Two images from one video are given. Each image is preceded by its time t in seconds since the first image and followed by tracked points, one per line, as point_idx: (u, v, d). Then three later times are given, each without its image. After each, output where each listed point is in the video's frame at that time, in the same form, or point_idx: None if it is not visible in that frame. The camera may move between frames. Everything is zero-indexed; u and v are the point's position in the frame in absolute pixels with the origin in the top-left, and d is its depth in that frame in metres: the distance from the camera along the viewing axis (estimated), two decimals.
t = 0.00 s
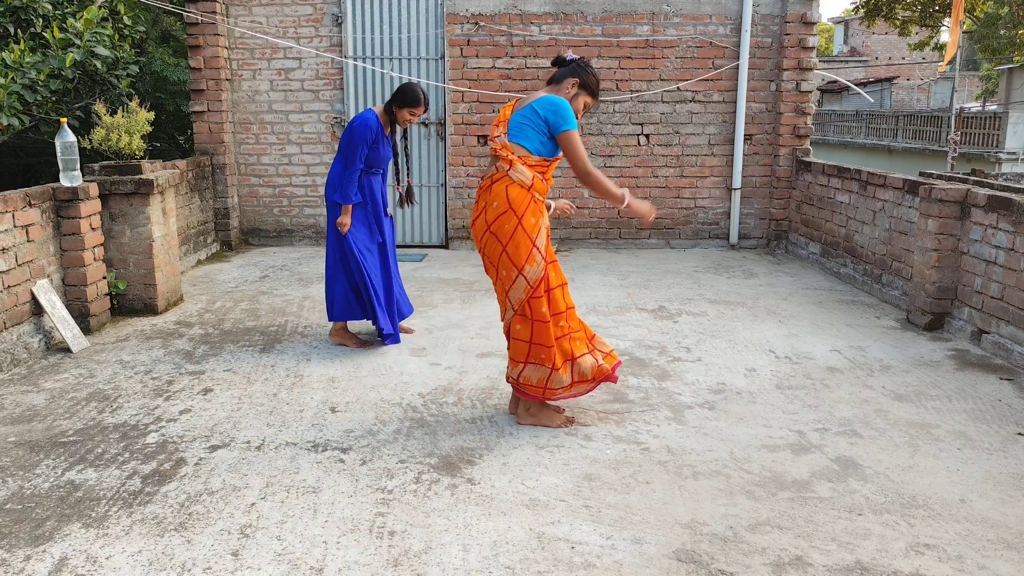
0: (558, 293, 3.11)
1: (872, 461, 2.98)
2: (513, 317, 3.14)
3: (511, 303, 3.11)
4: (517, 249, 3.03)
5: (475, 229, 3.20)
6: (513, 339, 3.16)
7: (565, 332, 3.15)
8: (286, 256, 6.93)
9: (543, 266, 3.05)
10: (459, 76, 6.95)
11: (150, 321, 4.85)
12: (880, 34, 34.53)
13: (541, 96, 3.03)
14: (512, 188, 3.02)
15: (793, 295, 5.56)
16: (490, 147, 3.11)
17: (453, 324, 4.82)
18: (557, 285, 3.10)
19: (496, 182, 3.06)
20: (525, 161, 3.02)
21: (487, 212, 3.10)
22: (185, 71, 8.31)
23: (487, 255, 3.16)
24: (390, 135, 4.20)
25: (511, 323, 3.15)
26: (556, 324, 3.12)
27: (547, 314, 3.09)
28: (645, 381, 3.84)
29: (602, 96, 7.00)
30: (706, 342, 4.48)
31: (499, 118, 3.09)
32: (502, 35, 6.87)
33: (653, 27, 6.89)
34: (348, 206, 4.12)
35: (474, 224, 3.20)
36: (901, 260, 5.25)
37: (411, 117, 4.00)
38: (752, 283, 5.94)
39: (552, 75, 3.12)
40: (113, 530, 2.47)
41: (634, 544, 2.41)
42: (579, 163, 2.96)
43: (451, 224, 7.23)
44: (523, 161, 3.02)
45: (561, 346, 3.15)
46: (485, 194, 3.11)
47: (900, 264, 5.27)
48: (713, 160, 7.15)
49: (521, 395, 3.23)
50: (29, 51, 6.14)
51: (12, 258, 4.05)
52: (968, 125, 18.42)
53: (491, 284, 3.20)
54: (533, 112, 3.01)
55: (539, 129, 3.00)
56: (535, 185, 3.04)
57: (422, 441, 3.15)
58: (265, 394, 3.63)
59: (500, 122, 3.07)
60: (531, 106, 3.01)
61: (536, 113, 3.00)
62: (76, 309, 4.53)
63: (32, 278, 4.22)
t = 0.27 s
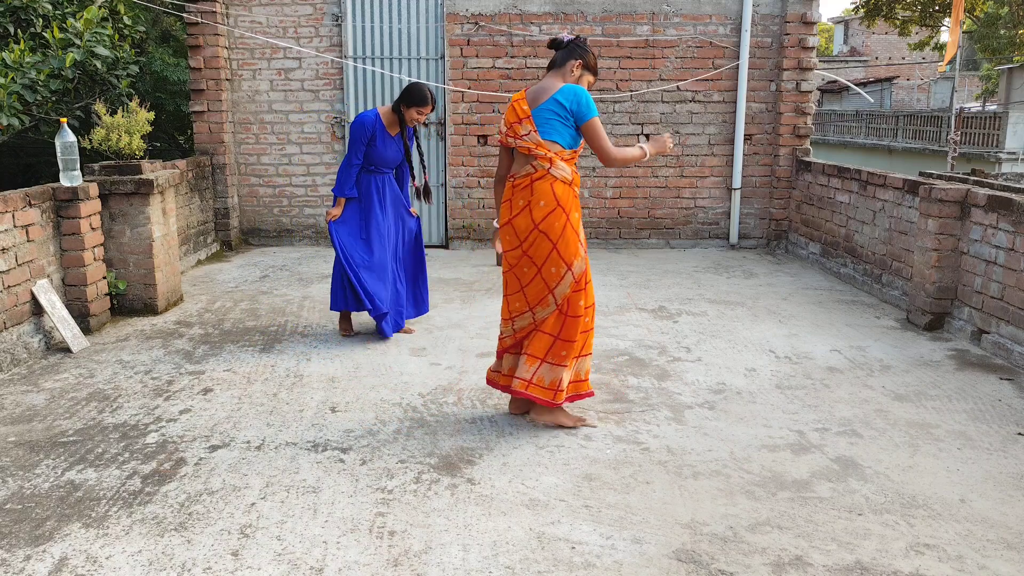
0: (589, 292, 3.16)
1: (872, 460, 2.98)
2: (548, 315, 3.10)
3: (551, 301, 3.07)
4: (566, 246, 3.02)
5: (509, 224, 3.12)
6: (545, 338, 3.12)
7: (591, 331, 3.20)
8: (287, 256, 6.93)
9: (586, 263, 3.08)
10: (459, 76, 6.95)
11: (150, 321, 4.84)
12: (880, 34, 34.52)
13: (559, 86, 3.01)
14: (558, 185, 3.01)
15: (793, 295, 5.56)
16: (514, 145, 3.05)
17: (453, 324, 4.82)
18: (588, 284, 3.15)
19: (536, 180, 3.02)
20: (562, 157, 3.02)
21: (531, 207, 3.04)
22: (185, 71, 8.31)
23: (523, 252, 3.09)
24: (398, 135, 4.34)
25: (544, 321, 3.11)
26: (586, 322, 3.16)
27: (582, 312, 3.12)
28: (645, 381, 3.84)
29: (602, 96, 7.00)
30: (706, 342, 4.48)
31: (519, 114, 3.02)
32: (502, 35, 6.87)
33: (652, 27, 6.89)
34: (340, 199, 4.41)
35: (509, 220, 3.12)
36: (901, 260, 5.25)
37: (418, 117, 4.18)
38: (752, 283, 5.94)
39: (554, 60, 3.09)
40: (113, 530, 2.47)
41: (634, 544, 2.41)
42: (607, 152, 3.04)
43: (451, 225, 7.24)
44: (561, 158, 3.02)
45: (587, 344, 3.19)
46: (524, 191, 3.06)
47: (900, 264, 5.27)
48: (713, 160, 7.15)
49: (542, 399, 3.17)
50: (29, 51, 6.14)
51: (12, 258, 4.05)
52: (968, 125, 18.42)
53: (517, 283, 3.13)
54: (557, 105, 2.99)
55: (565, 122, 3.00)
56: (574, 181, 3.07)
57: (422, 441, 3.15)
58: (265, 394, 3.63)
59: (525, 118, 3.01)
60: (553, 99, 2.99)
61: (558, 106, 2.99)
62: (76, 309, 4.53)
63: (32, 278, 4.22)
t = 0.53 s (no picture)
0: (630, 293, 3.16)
1: (872, 460, 2.98)
2: (598, 320, 3.06)
3: (602, 304, 3.03)
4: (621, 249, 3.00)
5: (558, 230, 3.02)
6: (596, 343, 3.09)
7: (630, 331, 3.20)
8: (287, 256, 6.93)
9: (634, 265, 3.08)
10: (459, 76, 6.95)
11: (150, 321, 4.84)
12: (880, 34, 34.52)
13: (600, 88, 2.96)
14: (610, 190, 2.97)
15: (793, 295, 5.56)
16: (559, 148, 2.95)
17: (453, 324, 4.82)
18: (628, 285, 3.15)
19: (589, 186, 2.95)
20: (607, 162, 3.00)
21: (585, 212, 2.97)
22: (185, 71, 8.31)
23: (574, 257, 3.01)
24: (386, 135, 4.46)
25: (594, 326, 3.07)
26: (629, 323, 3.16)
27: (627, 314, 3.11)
28: (645, 381, 3.84)
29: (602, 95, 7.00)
30: (706, 342, 4.48)
31: (564, 117, 2.93)
32: (502, 35, 6.87)
33: (652, 27, 6.89)
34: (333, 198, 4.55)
35: (558, 225, 3.01)
36: (901, 260, 5.25)
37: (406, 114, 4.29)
38: (753, 283, 5.94)
39: (583, 56, 3.00)
40: (113, 530, 2.47)
41: (634, 544, 2.41)
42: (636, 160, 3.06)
43: (451, 225, 7.23)
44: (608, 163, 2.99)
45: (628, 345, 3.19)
46: (575, 197, 2.97)
47: (900, 264, 5.27)
48: (713, 160, 7.15)
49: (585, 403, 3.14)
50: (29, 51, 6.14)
51: (12, 257, 4.05)
52: (968, 125, 18.42)
53: (562, 288, 3.06)
54: (603, 109, 2.94)
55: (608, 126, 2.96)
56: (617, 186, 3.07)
57: (422, 441, 3.15)
58: (265, 394, 3.63)
59: (571, 121, 2.92)
60: (598, 102, 2.94)
61: (603, 109, 2.94)
62: (76, 309, 4.53)
63: (32, 278, 4.22)
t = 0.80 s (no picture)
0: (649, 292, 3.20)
1: (872, 460, 2.98)
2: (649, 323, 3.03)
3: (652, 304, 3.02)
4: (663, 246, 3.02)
5: (609, 232, 2.90)
6: (646, 344, 3.05)
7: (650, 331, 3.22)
8: (287, 256, 6.92)
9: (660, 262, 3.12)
10: (459, 76, 6.94)
11: (150, 321, 4.84)
12: (880, 34, 34.52)
13: (629, 87, 2.95)
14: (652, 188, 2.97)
15: (793, 295, 5.56)
16: (603, 147, 2.86)
17: (453, 324, 4.82)
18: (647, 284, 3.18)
19: (636, 185, 2.90)
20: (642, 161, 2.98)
21: (634, 211, 2.90)
22: (185, 71, 8.30)
23: (626, 259, 2.92)
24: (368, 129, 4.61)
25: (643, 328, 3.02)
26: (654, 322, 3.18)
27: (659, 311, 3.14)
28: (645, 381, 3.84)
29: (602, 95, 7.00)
30: (706, 342, 4.48)
31: (603, 116, 2.85)
32: (502, 35, 6.87)
33: (652, 27, 6.89)
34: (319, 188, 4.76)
35: (609, 227, 2.90)
36: (901, 260, 5.25)
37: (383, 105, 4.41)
38: (753, 283, 5.94)
39: (601, 55, 2.97)
40: (113, 530, 2.47)
41: (634, 544, 2.41)
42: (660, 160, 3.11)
43: (451, 225, 7.23)
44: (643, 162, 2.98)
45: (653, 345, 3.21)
46: (622, 196, 2.89)
47: (900, 264, 5.27)
48: (713, 160, 7.15)
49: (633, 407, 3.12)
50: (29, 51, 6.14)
51: (12, 257, 4.05)
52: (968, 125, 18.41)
53: (615, 293, 2.95)
54: (638, 108, 2.94)
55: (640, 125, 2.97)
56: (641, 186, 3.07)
57: (422, 441, 3.15)
58: (265, 394, 3.63)
59: (612, 120, 2.86)
60: (633, 102, 2.93)
61: (636, 108, 2.94)
62: (76, 309, 4.53)
63: (32, 278, 4.22)
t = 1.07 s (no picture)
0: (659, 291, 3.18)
1: (872, 461, 2.98)
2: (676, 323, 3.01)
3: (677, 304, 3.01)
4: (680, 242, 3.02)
5: (642, 236, 2.84)
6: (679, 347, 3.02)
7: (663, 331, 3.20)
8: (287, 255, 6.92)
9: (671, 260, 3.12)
10: (459, 75, 6.94)
11: (150, 321, 4.84)
12: (881, 34, 34.50)
13: (644, 88, 2.88)
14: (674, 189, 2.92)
15: (793, 295, 5.55)
16: (630, 152, 2.77)
17: (453, 324, 4.82)
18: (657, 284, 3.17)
19: (661, 187, 2.84)
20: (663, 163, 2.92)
21: (661, 212, 2.86)
22: (185, 70, 8.30)
23: (659, 261, 2.88)
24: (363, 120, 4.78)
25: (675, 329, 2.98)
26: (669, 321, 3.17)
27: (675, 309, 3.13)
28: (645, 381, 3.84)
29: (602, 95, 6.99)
30: (706, 342, 4.48)
31: (626, 120, 2.76)
32: (502, 34, 6.87)
33: (653, 26, 6.89)
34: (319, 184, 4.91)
35: (641, 231, 2.84)
36: (902, 260, 5.25)
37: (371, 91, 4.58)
38: (753, 283, 5.93)
39: (609, 58, 2.92)
40: (113, 530, 2.47)
41: (634, 544, 2.41)
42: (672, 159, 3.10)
43: (451, 225, 7.23)
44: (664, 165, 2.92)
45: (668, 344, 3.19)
46: (648, 199, 2.83)
47: (900, 264, 5.27)
48: (713, 160, 7.14)
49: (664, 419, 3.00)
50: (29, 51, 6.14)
51: (12, 257, 4.05)
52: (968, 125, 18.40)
53: (650, 299, 2.89)
54: (655, 108, 2.90)
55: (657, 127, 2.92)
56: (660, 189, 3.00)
57: (422, 441, 3.15)
58: (264, 394, 3.63)
59: (635, 123, 2.78)
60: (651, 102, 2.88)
61: (652, 109, 2.89)
62: (76, 309, 4.52)
63: (32, 278, 4.22)
